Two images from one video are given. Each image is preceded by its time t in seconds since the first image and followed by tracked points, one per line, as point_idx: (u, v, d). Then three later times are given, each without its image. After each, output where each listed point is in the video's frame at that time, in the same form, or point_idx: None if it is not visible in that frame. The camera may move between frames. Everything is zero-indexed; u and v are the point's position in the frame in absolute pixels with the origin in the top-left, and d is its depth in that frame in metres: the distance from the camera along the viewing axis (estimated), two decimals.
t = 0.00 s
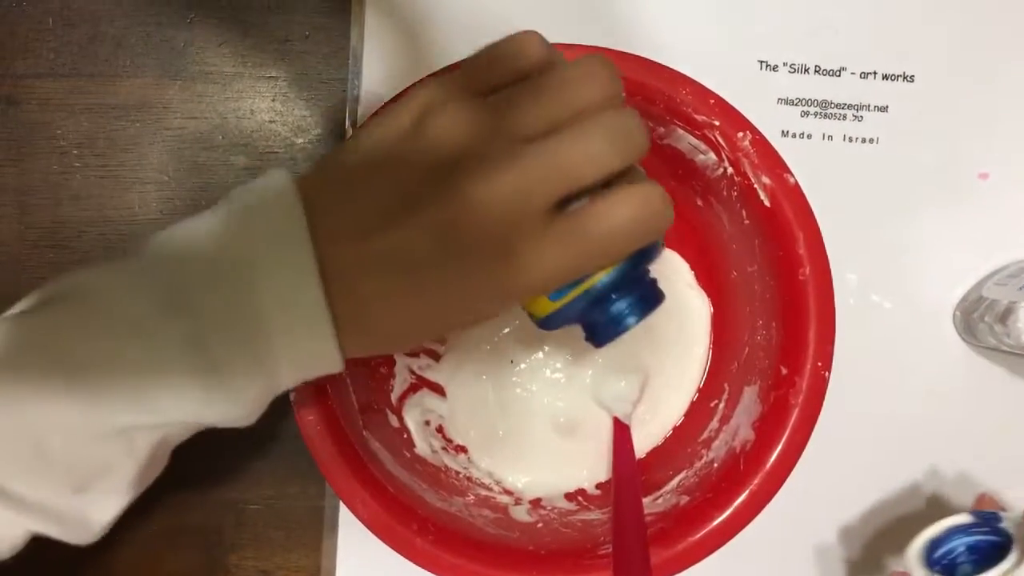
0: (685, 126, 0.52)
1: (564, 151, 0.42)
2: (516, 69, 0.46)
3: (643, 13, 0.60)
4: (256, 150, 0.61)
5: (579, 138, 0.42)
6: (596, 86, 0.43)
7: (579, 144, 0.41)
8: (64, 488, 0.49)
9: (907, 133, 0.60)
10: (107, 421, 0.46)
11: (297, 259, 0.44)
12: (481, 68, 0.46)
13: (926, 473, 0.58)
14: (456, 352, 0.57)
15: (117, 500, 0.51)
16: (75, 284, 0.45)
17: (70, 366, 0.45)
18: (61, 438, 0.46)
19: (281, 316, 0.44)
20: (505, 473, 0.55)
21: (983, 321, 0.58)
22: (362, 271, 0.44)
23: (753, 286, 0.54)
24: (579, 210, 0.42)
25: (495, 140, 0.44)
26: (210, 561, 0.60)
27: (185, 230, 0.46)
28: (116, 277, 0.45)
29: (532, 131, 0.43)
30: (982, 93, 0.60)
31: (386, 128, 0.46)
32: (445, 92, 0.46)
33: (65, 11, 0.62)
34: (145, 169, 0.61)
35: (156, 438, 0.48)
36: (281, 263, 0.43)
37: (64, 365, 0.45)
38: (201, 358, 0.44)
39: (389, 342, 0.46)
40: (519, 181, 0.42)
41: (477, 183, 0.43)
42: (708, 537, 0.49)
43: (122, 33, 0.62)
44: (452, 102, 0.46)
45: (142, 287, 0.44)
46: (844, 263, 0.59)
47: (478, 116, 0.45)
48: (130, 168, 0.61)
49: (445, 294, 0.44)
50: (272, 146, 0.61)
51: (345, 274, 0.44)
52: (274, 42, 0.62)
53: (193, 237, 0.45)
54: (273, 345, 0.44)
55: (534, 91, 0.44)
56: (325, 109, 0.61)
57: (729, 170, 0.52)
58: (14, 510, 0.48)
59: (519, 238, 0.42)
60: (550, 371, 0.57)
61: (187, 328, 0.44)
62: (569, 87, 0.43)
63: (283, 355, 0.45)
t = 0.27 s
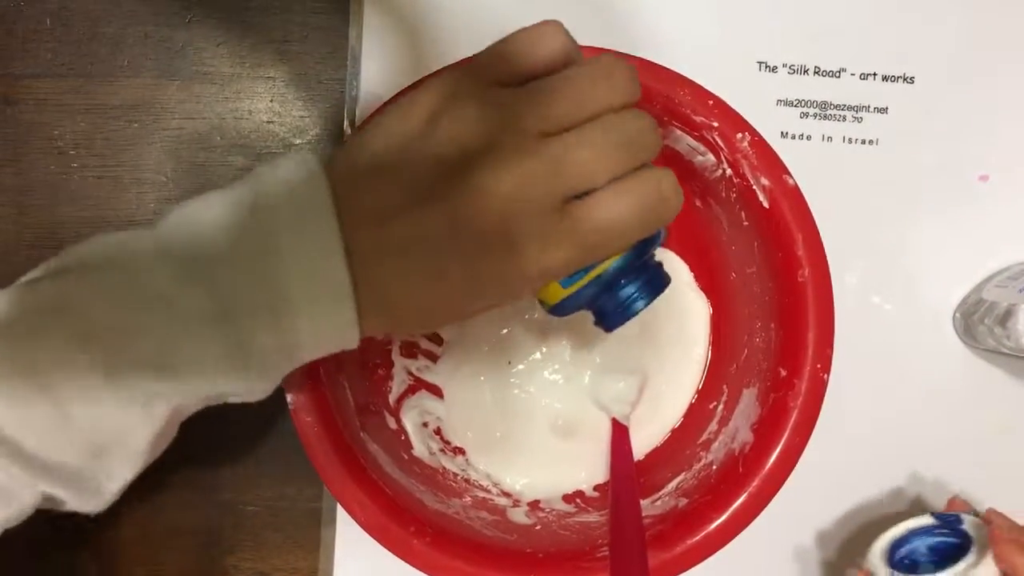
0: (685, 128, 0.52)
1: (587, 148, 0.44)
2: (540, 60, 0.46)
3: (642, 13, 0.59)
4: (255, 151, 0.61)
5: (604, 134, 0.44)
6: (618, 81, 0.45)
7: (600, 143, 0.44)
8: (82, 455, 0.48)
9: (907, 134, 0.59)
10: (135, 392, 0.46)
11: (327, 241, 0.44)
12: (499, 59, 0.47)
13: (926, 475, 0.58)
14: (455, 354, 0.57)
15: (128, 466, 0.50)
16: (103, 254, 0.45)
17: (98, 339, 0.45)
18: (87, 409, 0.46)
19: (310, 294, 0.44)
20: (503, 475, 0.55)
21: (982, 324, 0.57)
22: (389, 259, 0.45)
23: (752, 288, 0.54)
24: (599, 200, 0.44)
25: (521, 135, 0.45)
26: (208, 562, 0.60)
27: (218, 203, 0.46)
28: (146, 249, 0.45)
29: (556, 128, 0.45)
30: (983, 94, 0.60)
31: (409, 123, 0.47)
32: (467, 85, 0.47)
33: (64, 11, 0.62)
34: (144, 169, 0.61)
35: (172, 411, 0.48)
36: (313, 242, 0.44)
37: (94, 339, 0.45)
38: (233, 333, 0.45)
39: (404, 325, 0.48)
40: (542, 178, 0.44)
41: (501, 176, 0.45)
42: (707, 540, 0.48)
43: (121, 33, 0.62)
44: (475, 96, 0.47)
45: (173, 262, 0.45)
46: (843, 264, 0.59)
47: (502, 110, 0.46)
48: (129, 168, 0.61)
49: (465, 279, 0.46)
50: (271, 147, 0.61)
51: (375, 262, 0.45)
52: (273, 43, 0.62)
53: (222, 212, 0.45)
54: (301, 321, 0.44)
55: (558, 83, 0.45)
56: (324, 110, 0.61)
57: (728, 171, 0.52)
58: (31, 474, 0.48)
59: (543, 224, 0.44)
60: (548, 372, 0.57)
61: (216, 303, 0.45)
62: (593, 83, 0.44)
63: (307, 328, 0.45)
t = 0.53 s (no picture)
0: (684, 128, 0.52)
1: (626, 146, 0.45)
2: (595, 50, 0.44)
3: (641, 13, 0.59)
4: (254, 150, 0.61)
5: (646, 137, 0.45)
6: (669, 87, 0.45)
7: (639, 143, 0.45)
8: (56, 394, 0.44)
9: (907, 134, 0.59)
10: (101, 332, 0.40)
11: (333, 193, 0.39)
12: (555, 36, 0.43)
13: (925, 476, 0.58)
14: (453, 353, 0.57)
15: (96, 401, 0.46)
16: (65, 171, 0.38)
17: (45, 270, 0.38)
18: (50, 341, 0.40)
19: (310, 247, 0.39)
20: (502, 475, 0.55)
21: (982, 324, 0.57)
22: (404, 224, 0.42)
23: (752, 288, 0.54)
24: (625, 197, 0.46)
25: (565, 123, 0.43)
26: (206, 562, 0.60)
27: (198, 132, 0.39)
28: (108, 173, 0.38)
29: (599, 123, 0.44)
30: (983, 94, 0.59)
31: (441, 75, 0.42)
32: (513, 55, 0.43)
33: (62, 10, 0.62)
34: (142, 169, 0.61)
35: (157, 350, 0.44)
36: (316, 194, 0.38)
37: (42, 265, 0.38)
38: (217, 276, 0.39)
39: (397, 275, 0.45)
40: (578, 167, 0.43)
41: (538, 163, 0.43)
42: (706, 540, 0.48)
43: (120, 32, 0.62)
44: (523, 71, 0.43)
45: (143, 188, 0.38)
46: (843, 265, 0.59)
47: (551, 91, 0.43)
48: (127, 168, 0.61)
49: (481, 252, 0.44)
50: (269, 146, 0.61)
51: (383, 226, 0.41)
52: (271, 43, 0.62)
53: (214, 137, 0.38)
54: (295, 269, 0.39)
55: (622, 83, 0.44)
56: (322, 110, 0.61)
57: (727, 171, 0.52)
58: None
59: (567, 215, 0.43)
60: (547, 372, 0.57)
61: (196, 241, 0.38)
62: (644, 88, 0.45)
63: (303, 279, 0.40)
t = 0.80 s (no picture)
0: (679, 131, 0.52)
1: (650, 153, 0.44)
2: (630, 55, 0.43)
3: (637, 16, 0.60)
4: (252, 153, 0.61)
5: (672, 142, 0.44)
6: (697, 96, 0.44)
7: (662, 151, 0.44)
8: (84, 372, 0.41)
9: (901, 137, 0.60)
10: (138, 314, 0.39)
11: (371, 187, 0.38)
12: (590, 38, 0.42)
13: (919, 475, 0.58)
14: (450, 354, 0.57)
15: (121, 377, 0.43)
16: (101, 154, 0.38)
17: (89, 250, 0.37)
18: (87, 323, 0.39)
19: (342, 237, 0.38)
20: (500, 475, 0.55)
21: (976, 324, 0.58)
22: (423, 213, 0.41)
23: (747, 289, 0.54)
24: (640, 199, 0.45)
25: (593, 126, 0.42)
26: (204, 563, 0.60)
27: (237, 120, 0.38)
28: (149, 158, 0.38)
29: (626, 127, 0.43)
30: (977, 96, 0.60)
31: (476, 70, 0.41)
32: (550, 52, 0.41)
33: (61, 13, 0.62)
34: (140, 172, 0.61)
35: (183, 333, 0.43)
36: (349, 183, 0.38)
37: (85, 250, 0.37)
38: (253, 261, 0.39)
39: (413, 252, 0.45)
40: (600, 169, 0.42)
41: (562, 164, 0.42)
42: (702, 539, 0.48)
43: (118, 35, 0.62)
44: (558, 71, 0.41)
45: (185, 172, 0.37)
46: (837, 266, 0.59)
47: (582, 93, 0.42)
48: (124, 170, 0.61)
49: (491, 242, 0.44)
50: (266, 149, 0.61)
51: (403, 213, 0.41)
52: (269, 46, 0.62)
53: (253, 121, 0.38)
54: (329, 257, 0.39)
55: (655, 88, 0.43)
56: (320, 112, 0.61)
57: (722, 173, 0.52)
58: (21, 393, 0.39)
59: (582, 216, 0.43)
60: (543, 373, 0.57)
61: (235, 225, 0.38)
62: (673, 95, 0.43)
63: (332, 269, 0.40)
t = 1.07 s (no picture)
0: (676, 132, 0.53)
1: (677, 157, 0.46)
2: (658, 62, 0.44)
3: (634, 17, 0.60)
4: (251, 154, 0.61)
5: (699, 146, 0.46)
6: (721, 102, 0.46)
7: (687, 154, 0.46)
8: (113, 373, 0.42)
9: (895, 137, 0.60)
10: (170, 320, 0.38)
11: (403, 197, 0.36)
12: (624, 45, 0.43)
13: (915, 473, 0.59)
14: (447, 353, 0.58)
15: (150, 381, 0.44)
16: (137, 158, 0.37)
17: (123, 254, 0.36)
18: (119, 326, 0.39)
19: (379, 245, 0.37)
20: (498, 474, 0.56)
21: (970, 323, 0.58)
22: (460, 215, 0.41)
23: (743, 289, 0.55)
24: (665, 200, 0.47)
25: (627, 129, 0.43)
26: (205, 562, 0.60)
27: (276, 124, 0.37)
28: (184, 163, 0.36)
29: (654, 131, 0.44)
30: (969, 97, 0.61)
31: (512, 73, 0.42)
32: (587, 58, 0.42)
33: (61, 14, 0.63)
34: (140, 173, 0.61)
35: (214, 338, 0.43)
36: (387, 191, 0.36)
37: (119, 253, 0.36)
38: (290, 269, 0.37)
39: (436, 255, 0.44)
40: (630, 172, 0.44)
41: (597, 166, 0.43)
42: (699, 536, 0.48)
43: (119, 36, 0.63)
44: (594, 76, 0.43)
45: (221, 177, 0.36)
46: (833, 266, 0.59)
47: (617, 97, 0.43)
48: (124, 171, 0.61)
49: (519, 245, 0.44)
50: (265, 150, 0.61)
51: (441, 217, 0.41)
52: (268, 47, 0.62)
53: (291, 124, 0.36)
54: (365, 265, 0.38)
55: (682, 94, 0.45)
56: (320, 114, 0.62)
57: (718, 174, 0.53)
58: (48, 390, 0.40)
59: (613, 219, 0.44)
60: (540, 372, 0.58)
61: (272, 232, 0.37)
62: (700, 101, 0.45)
63: (366, 279, 0.38)
